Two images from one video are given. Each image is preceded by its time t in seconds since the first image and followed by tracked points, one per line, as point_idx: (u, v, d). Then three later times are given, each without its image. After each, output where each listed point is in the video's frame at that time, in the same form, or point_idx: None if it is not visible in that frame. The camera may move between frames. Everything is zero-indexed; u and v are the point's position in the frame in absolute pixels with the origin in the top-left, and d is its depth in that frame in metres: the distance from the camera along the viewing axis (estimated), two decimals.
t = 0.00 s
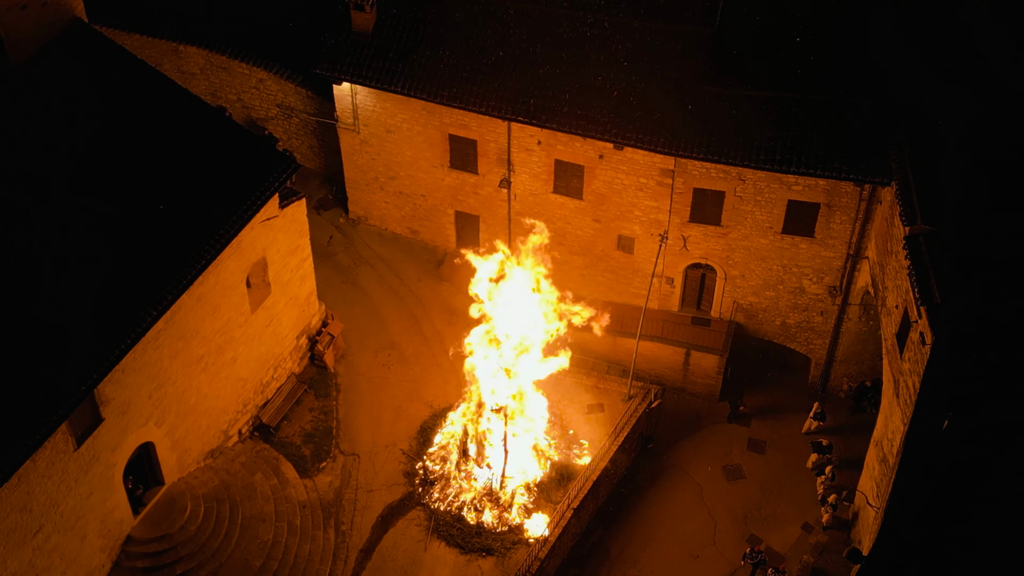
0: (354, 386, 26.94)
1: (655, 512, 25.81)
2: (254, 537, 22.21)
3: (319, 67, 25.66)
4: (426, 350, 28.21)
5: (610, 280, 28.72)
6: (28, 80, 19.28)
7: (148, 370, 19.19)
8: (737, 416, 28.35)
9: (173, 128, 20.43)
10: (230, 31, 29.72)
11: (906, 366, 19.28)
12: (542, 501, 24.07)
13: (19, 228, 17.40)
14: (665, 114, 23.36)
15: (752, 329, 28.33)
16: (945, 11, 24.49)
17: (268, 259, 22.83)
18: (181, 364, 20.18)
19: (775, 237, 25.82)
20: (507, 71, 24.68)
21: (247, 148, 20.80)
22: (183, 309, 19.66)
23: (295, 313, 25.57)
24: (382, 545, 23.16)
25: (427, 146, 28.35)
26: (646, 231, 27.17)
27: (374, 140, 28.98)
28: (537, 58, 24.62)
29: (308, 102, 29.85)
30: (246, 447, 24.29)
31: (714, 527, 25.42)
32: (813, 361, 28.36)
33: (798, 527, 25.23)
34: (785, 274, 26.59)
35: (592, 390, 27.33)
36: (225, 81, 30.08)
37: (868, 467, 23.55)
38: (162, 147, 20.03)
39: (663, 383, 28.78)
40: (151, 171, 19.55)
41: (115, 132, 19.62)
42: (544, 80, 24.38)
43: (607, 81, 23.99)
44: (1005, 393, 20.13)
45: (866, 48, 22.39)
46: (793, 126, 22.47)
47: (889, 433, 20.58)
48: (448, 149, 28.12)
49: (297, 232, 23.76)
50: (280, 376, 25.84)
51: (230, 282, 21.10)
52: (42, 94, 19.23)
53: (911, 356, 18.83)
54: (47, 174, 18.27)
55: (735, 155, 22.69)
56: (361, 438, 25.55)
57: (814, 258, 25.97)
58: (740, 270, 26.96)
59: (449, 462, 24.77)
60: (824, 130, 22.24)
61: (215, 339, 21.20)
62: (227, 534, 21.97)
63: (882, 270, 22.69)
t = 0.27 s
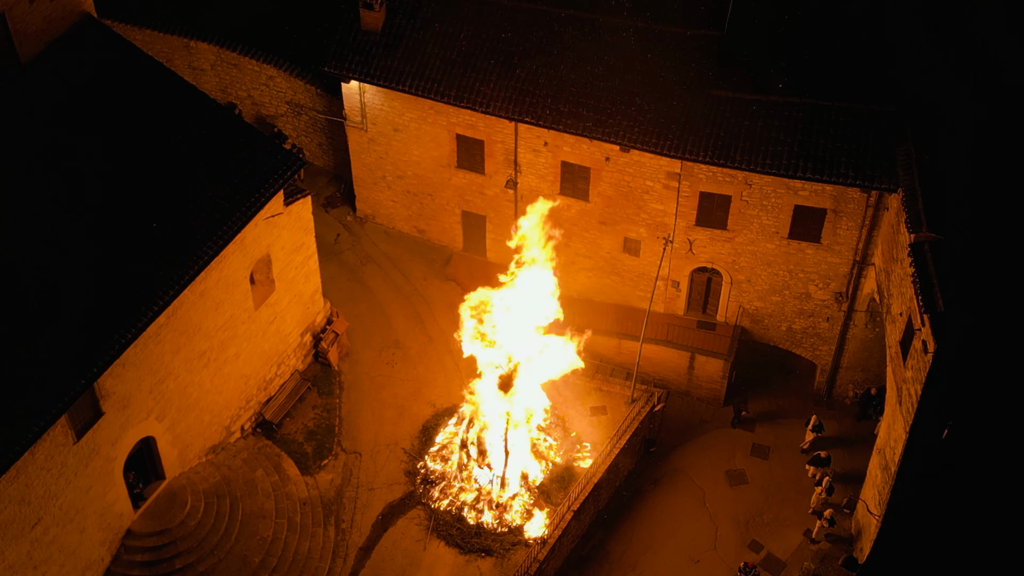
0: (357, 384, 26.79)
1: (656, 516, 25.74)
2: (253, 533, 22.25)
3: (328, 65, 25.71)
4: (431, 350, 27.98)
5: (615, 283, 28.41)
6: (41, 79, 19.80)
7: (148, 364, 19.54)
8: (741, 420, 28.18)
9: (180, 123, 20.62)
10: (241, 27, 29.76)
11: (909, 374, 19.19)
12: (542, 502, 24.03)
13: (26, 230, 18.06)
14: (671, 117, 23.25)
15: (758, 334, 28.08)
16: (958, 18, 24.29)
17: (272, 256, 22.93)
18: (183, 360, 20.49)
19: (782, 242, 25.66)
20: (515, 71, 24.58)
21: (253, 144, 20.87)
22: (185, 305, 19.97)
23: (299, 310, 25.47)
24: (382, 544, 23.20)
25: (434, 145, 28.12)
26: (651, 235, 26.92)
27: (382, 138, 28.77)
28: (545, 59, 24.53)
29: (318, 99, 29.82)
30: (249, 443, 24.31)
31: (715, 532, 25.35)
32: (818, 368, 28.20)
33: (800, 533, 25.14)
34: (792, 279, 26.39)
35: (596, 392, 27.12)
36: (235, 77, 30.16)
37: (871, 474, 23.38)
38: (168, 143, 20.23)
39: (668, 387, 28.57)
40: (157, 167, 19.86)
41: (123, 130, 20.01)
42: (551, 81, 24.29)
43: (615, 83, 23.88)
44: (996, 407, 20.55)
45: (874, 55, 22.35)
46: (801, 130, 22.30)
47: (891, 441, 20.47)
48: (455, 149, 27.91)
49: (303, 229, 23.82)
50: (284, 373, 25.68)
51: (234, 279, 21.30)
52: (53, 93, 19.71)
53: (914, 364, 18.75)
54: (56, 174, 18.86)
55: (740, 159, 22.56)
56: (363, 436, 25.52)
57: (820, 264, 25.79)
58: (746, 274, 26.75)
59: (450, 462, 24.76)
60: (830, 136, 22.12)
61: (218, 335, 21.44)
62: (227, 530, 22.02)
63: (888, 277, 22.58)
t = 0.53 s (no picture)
0: (359, 383, 26.74)
1: (656, 519, 25.68)
2: (251, 530, 22.28)
3: (334, 64, 25.71)
4: (433, 350, 27.88)
5: (620, 286, 28.32)
6: (47, 74, 19.94)
7: (149, 360, 19.64)
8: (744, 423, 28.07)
9: (186, 119, 20.68)
10: (250, 25, 29.80)
11: (910, 381, 19.13)
12: (541, 504, 23.96)
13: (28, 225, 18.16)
14: (677, 121, 23.14)
15: (761, 339, 27.94)
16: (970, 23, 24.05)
17: (275, 254, 22.99)
18: (183, 356, 20.59)
19: (786, 248, 25.49)
20: (520, 73, 24.53)
21: (258, 142, 20.92)
22: (185, 301, 20.09)
23: (302, 308, 25.46)
24: (380, 542, 23.22)
25: (439, 145, 28.03)
26: (656, 238, 26.81)
27: (388, 137, 28.69)
28: (551, 61, 24.47)
29: (325, 98, 29.78)
30: (249, 440, 24.32)
31: (715, 536, 25.26)
32: (822, 374, 28.01)
33: (800, 540, 25.05)
34: (796, 285, 26.23)
35: (597, 395, 26.96)
36: (244, 74, 30.17)
37: (872, 482, 23.23)
38: (172, 140, 20.31)
39: (671, 391, 28.50)
40: (161, 164, 19.94)
41: (127, 126, 20.10)
42: (558, 83, 24.23)
43: (621, 85, 23.80)
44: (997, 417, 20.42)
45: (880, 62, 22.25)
46: (807, 136, 22.18)
47: (891, 449, 20.37)
48: (461, 150, 27.82)
49: (306, 228, 23.84)
50: (286, 370, 25.69)
51: (235, 275, 21.38)
52: (60, 88, 19.86)
53: (915, 373, 18.67)
54: (60, 169, 18.99)
55: (745, 163, 22.43)
56: (364, 435, 25.49)
57: (825, 269, 25.61)
58: (751, 279, 26.60)
59: (450, 462, 24.75)
60: (835, 141, 22.00)
61: (220, 331, 21.55)
62: (226, 527, 22.06)
63: (892, 284, 22.48)
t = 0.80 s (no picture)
0: (361, 382, 26.73)
1: (655, 523, 25.62)
2: (249, 527, 22.30)
3: (340, 63, 25.74)
4: (435, 350, 27.84)
5: (623, 288, 28.23)
6: (53, 71, 20.11)
7: (148, 355, 19.88)
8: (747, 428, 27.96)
9: (189, 117, 20.79)
10: (259, 22, 29.86)
11: (911, 389, 19.10)
12: (540, 507, 23.92)
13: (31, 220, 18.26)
14: (681, 124, 23.07)
15: (765, 344, 27.73)
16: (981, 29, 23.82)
17: (277, 252, 23.10)
18: (183, 352, 20.85)
19: (789, 253, 25.30)
20: (525, 73, 24.52)
21: (260, 139, 21.03)
22: (185, 298, 20.37)
23: (304, 306, 25.48)
24: (378, 542, 23.24)
25: (445, 145, 28.01)
26: (659, 241, 26.67)
27: (393, 137, 28.65)
28: (556, 62, 24.45)
29: (332, 96, 29.80)
30: (250, 437, 24.36)
31: (714, 542, 25.18)
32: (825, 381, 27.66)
33: (800, 546, 24.97)
34: (799, 290, 26.01)
35: (598, 397, 26.91)
36: (251, 72, 30.16)
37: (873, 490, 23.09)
38: (174, 137, 20.41)
39: (674, 395, 28.41)
40: (163, 160, 20.04)
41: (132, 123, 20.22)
42: (562, 84, 24.20)
43: (625, 88, 23.78)
44: (1008, 425, 19.74)
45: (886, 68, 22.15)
46: (812, 141, 22.09)
47: (891, 456, 20.22)
48: (465, 150, 27.75)
49: (309, 226, 23.90)
50: (287, 368, 25.73)
51: (236, 273, 21.67)
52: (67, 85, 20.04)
53: (915, 380, 18.60)
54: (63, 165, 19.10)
55: (748, 168, 22.30)
56: (364, 434, 25.48)
57: (828, 275, 25.38)
58: (754, 283, 26.45)
59: (450, 462, 24.72)
60: (839, 146, 21.88)
61: (220, 328, 21.85)
62: (224, 523, 22.09)
63: (895, 291, 22.37)
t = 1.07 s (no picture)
0: (363, 381, 26.73)
1: (654, 528, 25.58)
2: (247, 525, 22.33)
3: (345, 62, 25.78)
4: (437, 350, 27.82)
5: (626, 291, 28.07)
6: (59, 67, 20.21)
7: (148, 352, 20.09)
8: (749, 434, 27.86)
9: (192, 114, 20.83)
10: (266, 21, 29.91)
11: (910, 397, 19.05)
12: (538, 509, 23.89)
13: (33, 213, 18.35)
14: (685, 128, 23.00)
15: (768, 350, 27.61)
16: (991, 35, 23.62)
17: (278, 250, 23.15)
18: (183, 349, 21.08)
19: (793, 258, 25.17)
20: (530, 76, 24.51)
21: (263, 138, 21.07)
22: (186, 295, 20.56)
23: (306, 305, 25.49)
24: (376, 542, 23.26)
25: (449, 145, 27.96)
26: (662, 245, 26.52)
27: (398, 136, 28.62)
28: (561, 64, 24.41)
29: (338, 95, 29.81)
30: (250, 434, 24.39)
31: (713, 547, 25.11)
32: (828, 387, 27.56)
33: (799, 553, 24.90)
34: (802, 296, 25.88)
35: (601, 401, 26.83)
36: (259, 70, 30.32)
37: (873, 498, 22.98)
38: (176, 133, 20.49)
39: (675, 399, 28.34)
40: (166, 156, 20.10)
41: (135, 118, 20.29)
42: (566, 87, 24.17)
43: (630, 90, 23.71)
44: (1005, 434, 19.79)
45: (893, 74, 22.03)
46: (815, 146, 22.02)
47: (891, 464, 20.17)
48: (470, 150, 27.69)
49: (311, 225, 23.93)
50: (289, 366, 25.74)
51: (238, 271, 21.87)
52: (72, 80, 20.15)
53: (915, 389, 18.53)
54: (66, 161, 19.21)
55: (752, 173, 22.24)
56: (364, 433, 25.49)
57: (832, 281, 25.25)
58: (758, 289, 26.32)
59: (449, 463, 24.72)
60: (843, 152, 21.80)
61: (221, 326, 22.03)
62: (221, 520, 22.10)
63: (898, 298, 22.28)
